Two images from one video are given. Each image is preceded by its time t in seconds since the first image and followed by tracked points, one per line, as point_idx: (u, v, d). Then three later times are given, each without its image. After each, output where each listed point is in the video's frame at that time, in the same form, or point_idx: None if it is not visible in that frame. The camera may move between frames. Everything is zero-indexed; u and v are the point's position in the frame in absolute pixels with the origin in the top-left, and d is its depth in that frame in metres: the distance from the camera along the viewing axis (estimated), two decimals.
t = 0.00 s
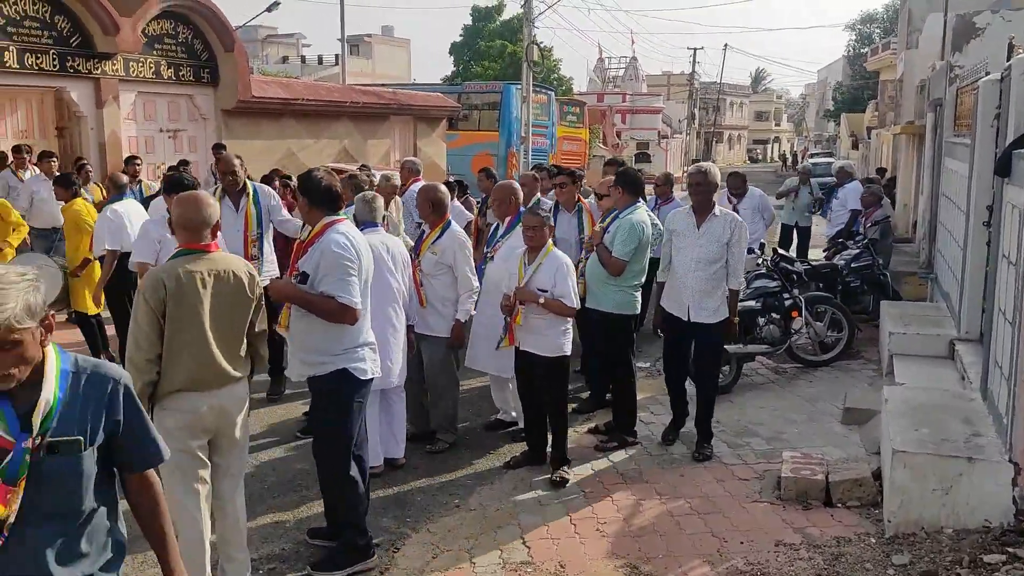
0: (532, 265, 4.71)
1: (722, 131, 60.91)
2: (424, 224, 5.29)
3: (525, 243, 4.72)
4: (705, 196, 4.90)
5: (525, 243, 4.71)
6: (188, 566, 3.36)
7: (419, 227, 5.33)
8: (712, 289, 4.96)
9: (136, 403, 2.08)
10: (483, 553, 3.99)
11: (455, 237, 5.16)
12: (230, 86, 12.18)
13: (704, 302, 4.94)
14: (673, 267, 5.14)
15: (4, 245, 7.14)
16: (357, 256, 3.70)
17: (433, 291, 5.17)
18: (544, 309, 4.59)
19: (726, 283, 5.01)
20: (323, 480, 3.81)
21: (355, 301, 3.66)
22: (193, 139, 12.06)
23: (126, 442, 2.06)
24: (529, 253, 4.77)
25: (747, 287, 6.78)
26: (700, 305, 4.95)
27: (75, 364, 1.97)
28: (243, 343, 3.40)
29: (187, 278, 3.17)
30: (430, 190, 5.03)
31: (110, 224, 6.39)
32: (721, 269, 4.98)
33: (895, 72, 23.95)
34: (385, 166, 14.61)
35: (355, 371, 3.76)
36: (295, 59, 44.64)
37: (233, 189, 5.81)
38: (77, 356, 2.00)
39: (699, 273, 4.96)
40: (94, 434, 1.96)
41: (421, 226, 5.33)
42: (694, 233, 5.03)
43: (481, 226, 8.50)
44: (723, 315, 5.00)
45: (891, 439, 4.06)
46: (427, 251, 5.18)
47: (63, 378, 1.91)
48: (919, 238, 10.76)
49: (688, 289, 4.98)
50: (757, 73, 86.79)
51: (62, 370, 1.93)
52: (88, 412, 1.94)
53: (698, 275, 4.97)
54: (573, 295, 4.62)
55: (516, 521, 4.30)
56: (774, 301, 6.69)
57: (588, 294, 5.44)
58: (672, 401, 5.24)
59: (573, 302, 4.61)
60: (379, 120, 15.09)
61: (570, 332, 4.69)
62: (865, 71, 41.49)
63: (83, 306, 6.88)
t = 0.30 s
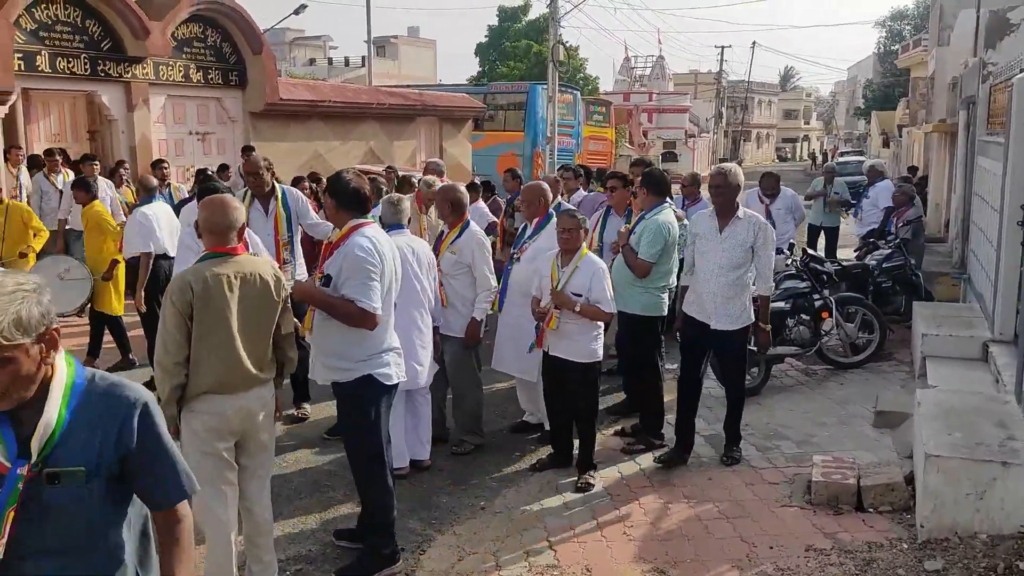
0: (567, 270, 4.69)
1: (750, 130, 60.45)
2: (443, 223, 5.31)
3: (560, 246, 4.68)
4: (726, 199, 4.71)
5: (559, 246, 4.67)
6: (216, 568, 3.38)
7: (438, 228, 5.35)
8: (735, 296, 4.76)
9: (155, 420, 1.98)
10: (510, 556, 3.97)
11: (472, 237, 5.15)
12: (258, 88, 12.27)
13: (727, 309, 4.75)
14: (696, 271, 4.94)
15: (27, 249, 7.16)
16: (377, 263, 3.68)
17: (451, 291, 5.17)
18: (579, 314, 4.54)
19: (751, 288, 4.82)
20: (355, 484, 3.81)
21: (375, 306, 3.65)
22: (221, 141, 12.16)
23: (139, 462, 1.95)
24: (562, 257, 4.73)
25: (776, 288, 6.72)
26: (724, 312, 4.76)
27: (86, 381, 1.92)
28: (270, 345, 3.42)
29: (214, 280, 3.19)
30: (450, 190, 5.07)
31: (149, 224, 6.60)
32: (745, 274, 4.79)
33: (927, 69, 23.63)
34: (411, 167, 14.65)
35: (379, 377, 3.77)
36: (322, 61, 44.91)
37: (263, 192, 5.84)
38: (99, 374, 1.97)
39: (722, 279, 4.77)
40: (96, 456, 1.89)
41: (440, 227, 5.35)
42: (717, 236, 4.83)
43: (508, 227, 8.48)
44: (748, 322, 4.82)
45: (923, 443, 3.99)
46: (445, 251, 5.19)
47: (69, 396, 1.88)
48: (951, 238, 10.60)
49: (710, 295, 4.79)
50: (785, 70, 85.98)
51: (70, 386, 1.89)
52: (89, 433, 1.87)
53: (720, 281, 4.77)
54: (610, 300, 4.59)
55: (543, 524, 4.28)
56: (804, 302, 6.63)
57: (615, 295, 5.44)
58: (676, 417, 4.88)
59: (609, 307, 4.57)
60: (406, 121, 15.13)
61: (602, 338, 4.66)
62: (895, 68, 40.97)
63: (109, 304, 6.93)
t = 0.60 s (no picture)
0: (613, 275, 4.64)
1: (786, 129, 59.81)
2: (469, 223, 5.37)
3: (605, 249, 4.65)
4: (738, 203, 4.60)
5: (605, 250, 4.63)
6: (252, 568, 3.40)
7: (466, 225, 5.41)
8: (751, 304, 4.62)
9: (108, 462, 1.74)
10: (544, 559, 3.95)
11: (498, 235, 5.22)
12: (294, 91, 12.38)
13: (743, 317, 4.61)
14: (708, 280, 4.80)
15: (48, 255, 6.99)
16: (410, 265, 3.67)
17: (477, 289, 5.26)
18: (626, 320, 4.52)
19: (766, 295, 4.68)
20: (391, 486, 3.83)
21: (412, 309, 3.66)
22: (258, 144, 12.30)
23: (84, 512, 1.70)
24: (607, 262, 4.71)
25: (815, 290, 6.61)
26: (740, 320, 4.61)
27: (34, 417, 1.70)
28: (304, 346, 3.44)
29: (249, 281, 3.21)
30: (478, 188, 5.13)
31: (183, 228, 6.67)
32: (760, 280, 4.65)
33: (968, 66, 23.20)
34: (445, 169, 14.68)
35: (415, 382, 3.78)
36: (357, 64, 45.25)
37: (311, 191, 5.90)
38: (47, 408, 1.76)
39: (737, 286, 4.63)
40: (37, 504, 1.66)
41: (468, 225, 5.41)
42: (729, 243, 4.69)
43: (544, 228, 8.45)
44: (765, 331, 4.68)
45: (967, 447, 3.90)
46: (472, 249, 5.25)
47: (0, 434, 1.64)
48: (995, 238, 10.38)
49: (725, 303, 4.64)
50: (823, 69, 85.00)
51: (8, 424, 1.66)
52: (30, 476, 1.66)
53: (734, 288, 4.63)
54: (656, 306, 4.57)
55: (578, 527, 4.25)
56: (843, 304, 6.54)
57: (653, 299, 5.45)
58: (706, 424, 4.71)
59: (657, 313, 4.55)
60: (441, 123, 15.17)
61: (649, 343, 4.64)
62: (935, 66, 40.30)
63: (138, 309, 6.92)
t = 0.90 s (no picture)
0: (645, 277, 4.59)
1: (820, 129, 59.16)
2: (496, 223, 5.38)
3: (639, 250, 4.58)
4: (751, 202, 4.44)
5: (639, 252, 4.58)
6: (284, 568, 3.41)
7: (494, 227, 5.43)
8: (765, 306, 4.47)
9: None
10: (575, 562, 3.94)
11: (526, 237, 5.23)
12: (327, 93, 12.46)
13: (757, 320, 4.46)
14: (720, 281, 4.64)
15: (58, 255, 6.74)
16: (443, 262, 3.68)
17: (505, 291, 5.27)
18: (657, 324, 4.45)
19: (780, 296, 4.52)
20: (421, 486, 3.83)
21: (444, 303, 3.64)
22: (291, 146, 12.41)
23: None
24: (641, 264, 4.65)
25: (850, 291, 6.49)
26: (754, 323, 4.46)
27: None
28: (336, 348, 3.45)
29: (282, 283, 3.24)
30: (505, 191, 5.13)
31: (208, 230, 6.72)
32: (774, 281, 4.50)
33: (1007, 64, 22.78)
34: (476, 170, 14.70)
35: (446, 383, 3.78)
36: (389, 66, 45.51)
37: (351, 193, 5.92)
38: None
39: (751, 288, 4.47)
40: None
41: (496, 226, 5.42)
42: (741, 243, 4.53)
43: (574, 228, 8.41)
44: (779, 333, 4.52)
45: (1007, 452, 3.82)
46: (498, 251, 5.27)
47: None
48: None
49: (739, 305, 4.48)
50: (858, 69, 83.96)
51: None
52: None
53: (748, 290, 4.48)
54: (690, 311, 4.50)
55: (609, 530, 4.24)
56: (880, 306, 6.44)
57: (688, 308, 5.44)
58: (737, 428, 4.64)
59: (690, 317, 4.48)
60: (472, 124, 15.20)
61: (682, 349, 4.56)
62: (973, 64, 39.64)
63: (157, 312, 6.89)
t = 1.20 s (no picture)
0: (682, 280, 4.52)
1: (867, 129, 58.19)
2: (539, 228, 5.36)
3: (673, 253, 4.51)
4: (784, 208, 4.13)
5: (674, 256, 4.51)
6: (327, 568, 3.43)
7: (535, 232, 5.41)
8: (800, 317, 4.17)
9: None
10: (618, 568, 3.90)
11: (571, 239, 5.22)
12: (369, 95, 12.53)
13: (793, 333, 4.17)
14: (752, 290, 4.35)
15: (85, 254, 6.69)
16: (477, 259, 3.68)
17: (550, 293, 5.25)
18: (697, 328, 4.38)
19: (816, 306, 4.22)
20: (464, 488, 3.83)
21: (481, 293, 3.64)
22: (334, 149, 12.53)
23: None
24: (677, 267, 4.58)
25: (899, 294, 6.37)
26: (790, 336, 4.17)
27: None
28: (379, 350, 3.46)
29: (325, 285, 3.26)
30: (547, 194, 5.12)
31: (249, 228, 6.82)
32: (809, 290, 4.19)
33: None
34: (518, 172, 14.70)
35: (490, 379, 3.78)
36: (430, 68, 45.78)
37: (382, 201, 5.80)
38: None
39: (785, 299, 4.18)
40: None
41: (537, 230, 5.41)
42: (774, 250, 4.22)
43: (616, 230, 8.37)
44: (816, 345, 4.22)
45: None
46: (542, 253, 5.25)
47: None
48: None
49: (773, 317, 4.19)
50: (906, 68, 82.46)
51: None
52: None
53: (782, 302, 4.18)
54: (731, 313, 4.41)
55: (652, 535, 4.20)
56: (930, 309, 6.31)
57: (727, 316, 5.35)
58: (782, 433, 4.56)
59: (730, 319, 4.39)
60: (514, 126, 15.20)
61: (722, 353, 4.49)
62: None
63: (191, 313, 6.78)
